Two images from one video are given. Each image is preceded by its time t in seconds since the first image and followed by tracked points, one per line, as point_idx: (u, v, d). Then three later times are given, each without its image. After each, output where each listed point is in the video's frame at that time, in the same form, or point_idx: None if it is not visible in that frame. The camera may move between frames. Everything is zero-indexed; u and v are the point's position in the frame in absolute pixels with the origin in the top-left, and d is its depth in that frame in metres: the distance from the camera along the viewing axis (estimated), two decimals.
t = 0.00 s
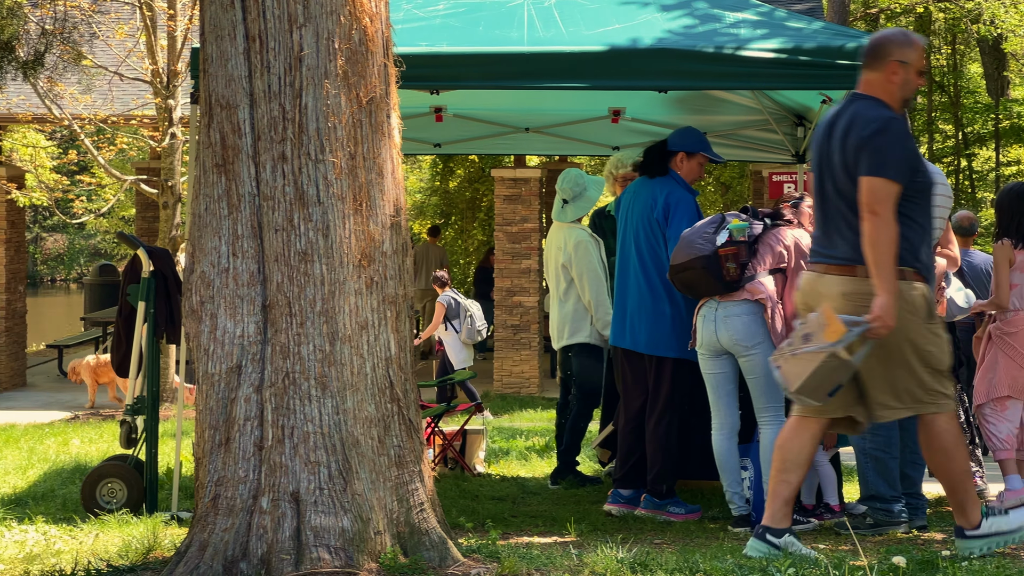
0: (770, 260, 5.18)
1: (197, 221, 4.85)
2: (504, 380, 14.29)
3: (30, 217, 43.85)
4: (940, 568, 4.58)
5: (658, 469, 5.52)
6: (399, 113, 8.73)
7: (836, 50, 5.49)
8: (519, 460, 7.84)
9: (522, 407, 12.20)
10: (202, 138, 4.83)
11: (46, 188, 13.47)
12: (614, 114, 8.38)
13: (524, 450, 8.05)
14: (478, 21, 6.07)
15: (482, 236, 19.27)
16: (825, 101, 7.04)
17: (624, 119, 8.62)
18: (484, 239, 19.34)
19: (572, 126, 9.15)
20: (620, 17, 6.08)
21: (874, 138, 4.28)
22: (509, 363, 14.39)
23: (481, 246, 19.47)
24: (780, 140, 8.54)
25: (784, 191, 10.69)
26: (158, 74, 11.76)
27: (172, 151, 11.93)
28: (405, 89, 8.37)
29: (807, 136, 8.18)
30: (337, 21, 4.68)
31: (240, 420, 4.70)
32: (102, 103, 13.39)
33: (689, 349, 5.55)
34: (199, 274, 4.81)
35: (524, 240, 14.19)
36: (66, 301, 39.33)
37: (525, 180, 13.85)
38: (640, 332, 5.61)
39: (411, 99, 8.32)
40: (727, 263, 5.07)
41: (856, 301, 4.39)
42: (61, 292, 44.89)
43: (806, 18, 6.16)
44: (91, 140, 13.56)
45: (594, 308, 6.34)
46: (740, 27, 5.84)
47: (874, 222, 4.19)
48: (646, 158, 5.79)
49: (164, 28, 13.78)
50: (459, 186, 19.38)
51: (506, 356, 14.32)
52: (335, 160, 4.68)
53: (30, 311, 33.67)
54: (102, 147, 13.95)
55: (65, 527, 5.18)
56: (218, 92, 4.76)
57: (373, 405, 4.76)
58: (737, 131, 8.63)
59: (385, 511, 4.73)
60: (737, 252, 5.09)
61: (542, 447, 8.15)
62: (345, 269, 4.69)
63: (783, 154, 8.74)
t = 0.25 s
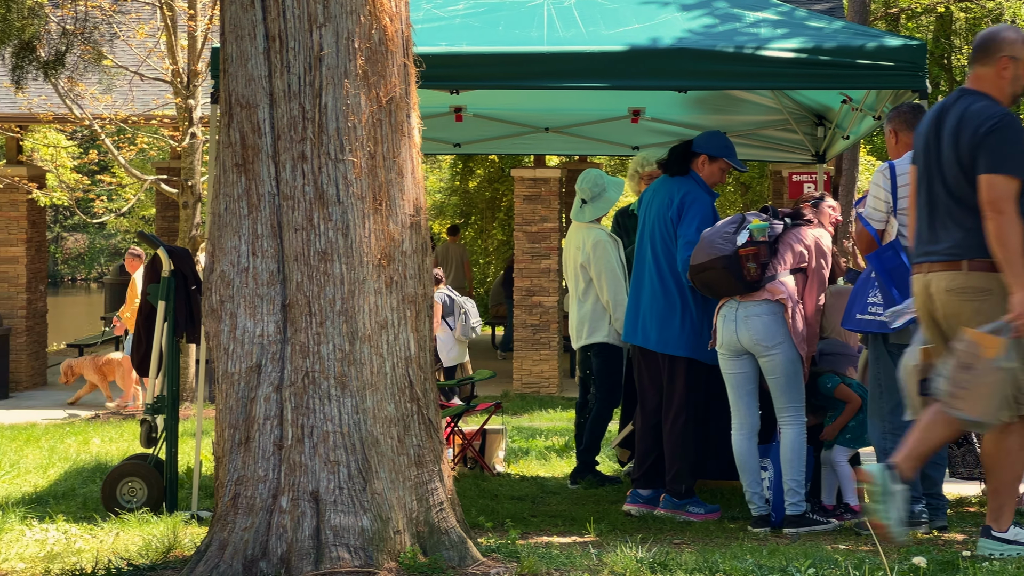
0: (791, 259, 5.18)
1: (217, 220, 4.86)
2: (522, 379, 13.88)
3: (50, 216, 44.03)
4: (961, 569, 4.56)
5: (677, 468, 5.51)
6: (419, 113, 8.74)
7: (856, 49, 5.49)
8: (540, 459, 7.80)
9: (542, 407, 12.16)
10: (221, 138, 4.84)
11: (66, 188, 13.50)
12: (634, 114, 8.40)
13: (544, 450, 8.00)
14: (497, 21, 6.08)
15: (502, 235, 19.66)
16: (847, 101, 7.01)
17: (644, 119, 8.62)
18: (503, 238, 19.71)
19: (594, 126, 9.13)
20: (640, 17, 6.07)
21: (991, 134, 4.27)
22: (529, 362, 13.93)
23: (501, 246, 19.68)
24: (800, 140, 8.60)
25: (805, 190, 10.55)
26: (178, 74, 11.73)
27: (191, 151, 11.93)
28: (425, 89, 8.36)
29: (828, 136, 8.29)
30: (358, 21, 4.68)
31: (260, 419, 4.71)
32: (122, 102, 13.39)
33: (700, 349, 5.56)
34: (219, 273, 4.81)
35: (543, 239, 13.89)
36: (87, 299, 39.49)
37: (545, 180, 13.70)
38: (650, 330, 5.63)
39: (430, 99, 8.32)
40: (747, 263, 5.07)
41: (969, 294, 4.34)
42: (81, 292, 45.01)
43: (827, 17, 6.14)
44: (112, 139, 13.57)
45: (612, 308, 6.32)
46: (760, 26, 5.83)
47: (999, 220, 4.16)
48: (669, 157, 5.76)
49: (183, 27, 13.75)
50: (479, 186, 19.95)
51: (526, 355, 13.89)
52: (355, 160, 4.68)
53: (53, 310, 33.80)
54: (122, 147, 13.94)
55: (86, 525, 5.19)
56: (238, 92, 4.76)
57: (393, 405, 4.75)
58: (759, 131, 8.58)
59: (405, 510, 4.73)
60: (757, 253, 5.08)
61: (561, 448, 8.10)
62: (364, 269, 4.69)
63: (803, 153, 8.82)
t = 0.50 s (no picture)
0: (810, 259, 5.19)
1: (239, 220, 4.86)
2: (544, 379, 14.12)
3: (71, 215, 44.23)
4: (983, 570, 4.55)
5: (697, 469, 5.51)
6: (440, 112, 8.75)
7: (878, 49, 5.47)
8: (560, 459, 7.78)
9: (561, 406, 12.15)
10: (243, 138, 4.84)
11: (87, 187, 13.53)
12: (654, 114, 8.40)
13: (564, 450, 7.98)
14: (519, 21, 6.08)
15: (522, 235, 19.62)
16: (869, 100, 7.02)
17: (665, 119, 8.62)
18: (524, 238, 19.68)
19: (614, 126, 9.13)
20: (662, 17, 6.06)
21: None
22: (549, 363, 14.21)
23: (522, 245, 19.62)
24: (821, 139, 8.51)
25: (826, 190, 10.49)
26: (199, 74, 11.75)
27: (212, 151, 11.96)
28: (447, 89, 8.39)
29: (849, 136, 8.23)
30: (379, 21, 4.69)
31: (281, 419, 4.71)
32: (144, 102, 13.44)
33: (720, 348, 5.55)
34: (240, 273, 4.81)
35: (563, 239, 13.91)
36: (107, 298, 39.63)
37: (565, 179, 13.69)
38: (670, 330, 5.63)
39: (451, 98, 8.34)
40: (767, 266, 5.05)
41: None
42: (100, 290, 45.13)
43: (848, 17, 6.13)
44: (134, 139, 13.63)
45: (632, 308, 6.33)
46: (781, 26, 5.83)
47: None
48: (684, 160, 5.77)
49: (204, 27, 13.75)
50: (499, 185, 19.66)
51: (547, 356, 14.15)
52: (377, 160, 4.68)
53: (76, 308, 33.97)
54: (143, 147, 13.99)
55: (108, 524, 5.20)
56: (259, 92, 4.77)
57: (414, 405, 4.75)
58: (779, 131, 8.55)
59: (426, 511, 4.73)
60: (777, 255, 5.05)
61: (582, 447, 8.07)
62: (386, 268, 4.69)
63: (825, 153, 8.76)
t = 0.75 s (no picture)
0: (832, 258, 5.17)
1: (261, 220, 4.86)
2: (564, 378, 14.60)
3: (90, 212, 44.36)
4: (1005, 570, 4.55)
5: (718, 468, 5.51)
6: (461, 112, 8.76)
7: (900, 48, 5.47)
8: (581, 457, 7.71)
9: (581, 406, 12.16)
10: (266, 138, 4.84)
11: (110, 186, 13.55)
12: (676, 113, 8.38)
13: (585, 449, 7.97)
14: (540, 20, 6.08)
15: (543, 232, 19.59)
16: (891, 100, 7.01)
17: (686, 118, 8.62)
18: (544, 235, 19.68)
19: (635, 125, 9.13)
20: (683, 17, 6.06)
21: None
22: (570, 362, 14.63)
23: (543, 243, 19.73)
24: (842, 139, 8.50)
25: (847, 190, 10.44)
26: (220, 73, 11.75)
27: (234, 150, 11.92)
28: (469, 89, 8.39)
29: (871, 135, 8.17)
30: (401, 21, 4.68)
31: (303, 418, 4.72)
32: (165, 101, 13.46)
33: (743, 347, 5.53)
34: (262, 273, 4.82)
35: (584, 239, 14.49)
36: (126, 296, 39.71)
37: (586, 179, 14.29)
38: (693, 330, 5.60)
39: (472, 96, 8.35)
40: (786, 271, 5.03)
41: None
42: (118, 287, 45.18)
43: (870, 16, 6.12)
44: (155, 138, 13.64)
45: (653, 307, 6.29)
46: (803, 26, 5.82)
47: None
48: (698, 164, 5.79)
49: (226, 25, 13.74)
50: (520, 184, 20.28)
51: (567, 355, 14.56)
52: (399, 160, 4.68)
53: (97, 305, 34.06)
54: (164, 146, 13.99)
55: (129, 523, 5.21)
56: (281, 92, 4.77)
57: (436, 404, 4.75)
58: (802, 131, 8.55)
59: (448, 510, 4.73)
60: (796, 259, 5.02)
61: (602, 447, 8.06)
62: (408, 268, 4.69)
63: (846, 153, 8.73)
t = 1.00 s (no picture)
0: (857, 255, 5.16)
1: (286, 217, 4.87)
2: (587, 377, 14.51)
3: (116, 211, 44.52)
4: None
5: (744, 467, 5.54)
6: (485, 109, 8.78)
7: (925, 46, 5.47)
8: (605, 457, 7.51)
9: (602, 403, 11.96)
10: (292, 135, 4.85)
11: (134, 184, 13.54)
12: (700, 111, 8.39)
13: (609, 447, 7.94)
14: (564, 18, 6.09)
15: (566, 232, 19.99)
16: (916, 98, 6.99)
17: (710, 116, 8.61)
18: (567, 235, 20.06)
19: (659, 123, 9.12)
20: (708, 14, 6.05)
21: None
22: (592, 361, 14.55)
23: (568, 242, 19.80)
24: (867, 137, 8.48)
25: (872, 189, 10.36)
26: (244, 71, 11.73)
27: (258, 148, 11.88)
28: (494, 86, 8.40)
29: (896, 133, 8.12)
30: (427, 18, 4.69)
31: (328, 415, 4.72)
32: (190, 99, 13.47)
33: (771, 345, 5.52)
34: (288, 270, 4.82)
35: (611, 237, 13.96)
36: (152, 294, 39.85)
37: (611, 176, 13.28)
38: (720, 331, 5.59)
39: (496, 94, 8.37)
40: (813, 269, 5.02)
41: None
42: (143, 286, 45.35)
43: (895, 13, 6.11)
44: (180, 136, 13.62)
45: (677, 305, 6.31)
46: (828, 23, 5.82)
47: None
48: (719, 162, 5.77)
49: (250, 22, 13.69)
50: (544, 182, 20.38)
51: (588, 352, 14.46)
52: (424, 156, 4.69)
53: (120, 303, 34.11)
54: (188, 144, 13.98)
55: (155, 519, 5.22)
56: (307, 89, 4.78)
57: (461, 401, 4.75)
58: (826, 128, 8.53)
59: (473, 507, 4.73)
60: (821, 256, 5.02)
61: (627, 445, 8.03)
62: (433, 265, 4.70)
63: (871, 150, 8.68)
